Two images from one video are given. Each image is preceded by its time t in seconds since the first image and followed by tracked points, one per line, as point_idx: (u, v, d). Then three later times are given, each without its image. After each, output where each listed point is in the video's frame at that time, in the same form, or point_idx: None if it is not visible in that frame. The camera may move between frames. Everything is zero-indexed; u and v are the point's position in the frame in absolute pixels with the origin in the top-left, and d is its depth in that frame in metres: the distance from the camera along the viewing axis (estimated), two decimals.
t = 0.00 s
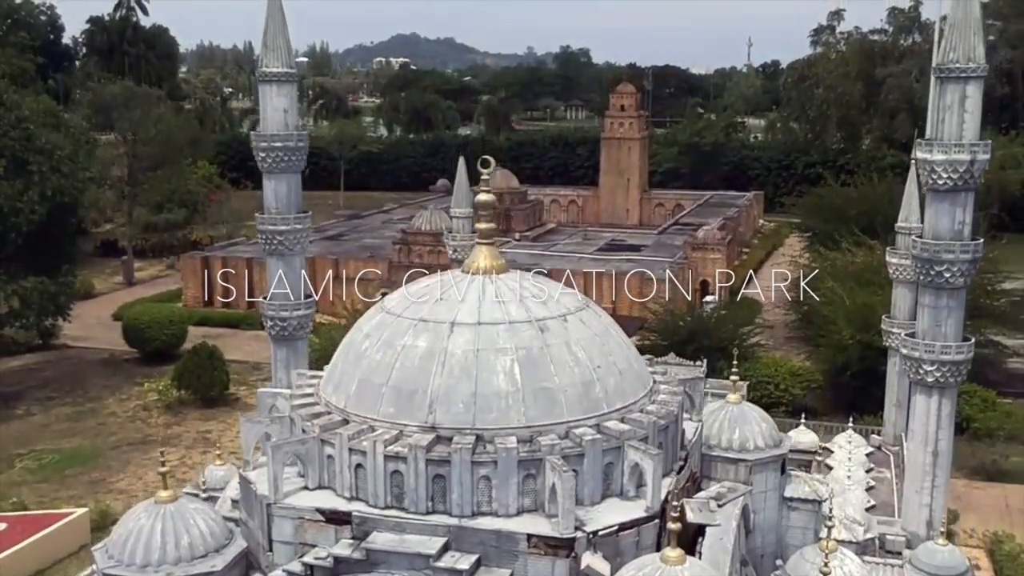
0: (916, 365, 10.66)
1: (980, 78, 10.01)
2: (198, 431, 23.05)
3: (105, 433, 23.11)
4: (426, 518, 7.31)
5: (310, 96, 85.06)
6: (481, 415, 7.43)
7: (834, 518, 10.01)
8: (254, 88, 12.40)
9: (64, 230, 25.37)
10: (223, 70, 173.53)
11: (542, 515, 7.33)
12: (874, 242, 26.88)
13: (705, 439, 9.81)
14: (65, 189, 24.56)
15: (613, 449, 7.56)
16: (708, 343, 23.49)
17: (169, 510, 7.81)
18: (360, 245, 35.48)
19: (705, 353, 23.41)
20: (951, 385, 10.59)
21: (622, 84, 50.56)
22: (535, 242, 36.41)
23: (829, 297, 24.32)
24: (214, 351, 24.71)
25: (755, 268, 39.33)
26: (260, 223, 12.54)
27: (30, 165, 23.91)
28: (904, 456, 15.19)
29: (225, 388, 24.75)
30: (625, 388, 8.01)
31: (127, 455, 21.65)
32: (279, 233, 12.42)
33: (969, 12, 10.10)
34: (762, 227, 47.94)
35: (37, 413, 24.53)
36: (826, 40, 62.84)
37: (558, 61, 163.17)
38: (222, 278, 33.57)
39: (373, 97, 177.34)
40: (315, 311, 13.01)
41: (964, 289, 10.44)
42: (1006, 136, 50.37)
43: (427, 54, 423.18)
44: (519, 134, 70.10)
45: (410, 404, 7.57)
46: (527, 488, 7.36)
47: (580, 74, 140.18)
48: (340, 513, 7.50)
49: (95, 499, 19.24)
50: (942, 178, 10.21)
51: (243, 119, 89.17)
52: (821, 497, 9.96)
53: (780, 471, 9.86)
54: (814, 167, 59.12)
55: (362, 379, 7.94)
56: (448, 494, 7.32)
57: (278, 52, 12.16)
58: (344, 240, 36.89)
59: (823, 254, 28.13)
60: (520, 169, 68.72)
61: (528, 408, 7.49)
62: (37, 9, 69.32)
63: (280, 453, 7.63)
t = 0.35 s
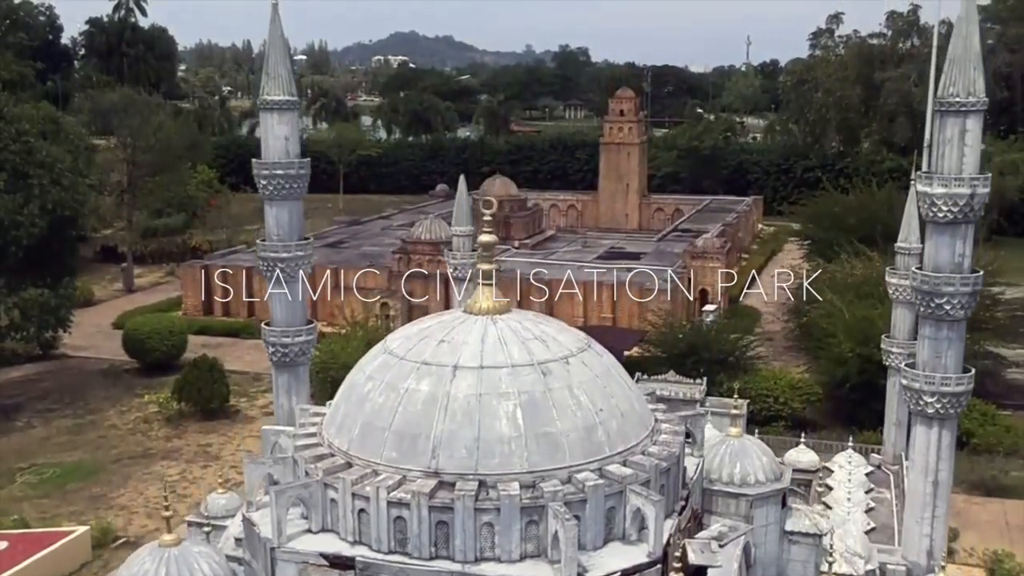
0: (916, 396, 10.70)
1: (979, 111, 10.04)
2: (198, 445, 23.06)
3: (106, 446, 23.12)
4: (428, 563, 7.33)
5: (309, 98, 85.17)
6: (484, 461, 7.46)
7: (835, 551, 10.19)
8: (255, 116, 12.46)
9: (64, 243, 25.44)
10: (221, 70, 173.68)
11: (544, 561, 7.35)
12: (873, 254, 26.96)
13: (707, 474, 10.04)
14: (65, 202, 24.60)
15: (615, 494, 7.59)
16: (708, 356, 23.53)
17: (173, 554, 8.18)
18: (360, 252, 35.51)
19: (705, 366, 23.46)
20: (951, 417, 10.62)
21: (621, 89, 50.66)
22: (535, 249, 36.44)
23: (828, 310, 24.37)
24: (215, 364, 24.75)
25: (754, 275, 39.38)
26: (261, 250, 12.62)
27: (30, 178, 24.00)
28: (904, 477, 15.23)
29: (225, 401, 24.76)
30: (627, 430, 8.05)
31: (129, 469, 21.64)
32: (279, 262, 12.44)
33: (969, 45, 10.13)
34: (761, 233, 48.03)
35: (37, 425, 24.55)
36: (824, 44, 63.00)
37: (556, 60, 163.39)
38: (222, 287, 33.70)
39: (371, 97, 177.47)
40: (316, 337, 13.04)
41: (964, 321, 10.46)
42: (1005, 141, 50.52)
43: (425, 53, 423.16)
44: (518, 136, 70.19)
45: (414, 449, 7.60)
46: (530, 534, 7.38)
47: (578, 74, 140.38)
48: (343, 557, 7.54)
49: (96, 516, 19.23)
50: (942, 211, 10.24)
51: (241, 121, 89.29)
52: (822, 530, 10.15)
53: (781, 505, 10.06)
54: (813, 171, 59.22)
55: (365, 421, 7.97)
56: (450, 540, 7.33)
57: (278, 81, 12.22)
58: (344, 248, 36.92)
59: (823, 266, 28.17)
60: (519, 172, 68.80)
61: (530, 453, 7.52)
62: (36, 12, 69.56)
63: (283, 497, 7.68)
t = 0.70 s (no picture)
0: (917, 427, 10.70)
1: (980, 145, 10.07)
2: (199, 459, 23.07)
3: (107, 460, 23.11)
4: None
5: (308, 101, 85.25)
6: (486, 505, 7.51)
7: None
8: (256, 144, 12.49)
9: (65, 257, 25.42)
10: (220, 70, 173.68)
11: None
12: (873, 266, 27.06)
13: (709, 507, 10.14)
14: (66, 216, 24.62)
15: (618, 537, 7.60)
16: (708, 369, 23.55)
17: None
18: (359, 261, 35.50)
19: (706, 380, 23.47)
20: (951, 447, 10.63)
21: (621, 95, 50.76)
22: (535, 258, 36.45)
23: (827, 322, 24.44)
24: (215, 378, 24.75)
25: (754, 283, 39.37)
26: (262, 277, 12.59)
27: (30, 192, 24.01)
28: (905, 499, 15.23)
29: (226, 414, 24.78)
30: (628, 472, 8.09)
31: (130, 484, 21.65)
32: (279, 288, 12.38)
33: (969, 79, 10.18)
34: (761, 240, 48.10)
35: (38, 439, 24.54)
36: (823, 49, 63.19)
37: (555, 60, 163.74)
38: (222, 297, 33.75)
39: (371, 98, 177.53)
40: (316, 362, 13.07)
41: (964, 352, 10.48)
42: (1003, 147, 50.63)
43: (424, 52, 423.23)
44: (518, 140, 70.23)
45: (417, 492, 7.66)
46: None
47: (577, 75, 140.43)
48: None
49: (98, 533, 19.25)
50: (943, 243, 10.25)
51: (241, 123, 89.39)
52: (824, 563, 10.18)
53: (782, 539, 10.12)
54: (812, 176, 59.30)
55: (368, 463, 8.03)
56: None
57: (280, 109, 12.26)
58: (343, 257, 36.94)
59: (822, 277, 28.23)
60: (519, 176, 68.84)
61: (533, 497, 7.57)
62: (35, 13, 69.67)
63: (286, 540, 7.73)
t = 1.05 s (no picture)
0: (914, 461, 10.73)
1: (976, 182, 10.12)
2: (198, 477, 23.08)
3: (107, 477, 23.10)
4: None
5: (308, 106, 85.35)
6: (484, 554, 7.67)
7: None
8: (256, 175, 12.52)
9: (65, 273, 25.44)
10: (220, 72, 173.74)
11: None
12: (870, 280, 27.16)
13: (708, 546, 11.12)
14: (66, 233, 24.64)
15: None
16: (707, 386, 23.61)
17: None
18: (359, 272, 35.53)
19: (705, 398, 23.51)
20: (948, 482, 10.68)
21: (620, 102, 50.86)
22: (534, 269, 36.47)
23: (826, 337, 24.51)
24: (215, 395, 24.76)
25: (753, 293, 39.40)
26: (263, 308, 12.57)
27: (30, 210, 24.05)
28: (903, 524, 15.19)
29: (226, 430, 24.79)
30: (626, 517, 8.26)
31: (129, 503, 21.65)
32: (281, 317, 12.43)
33: (965, 116, 10.24)
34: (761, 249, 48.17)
35: (38, 455, 24.51)
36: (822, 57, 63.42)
37: (555, 61, 164.13)
38: (222, 309, 33.80)
39: (370, 100, 177.48)
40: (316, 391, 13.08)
41: (961, 388, 10.51)
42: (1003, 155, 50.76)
43: (424, 54, 423.34)
44: (518, 147, 70.29)
45: (417, 539, 7.82)
46: None
47: (577, 78, 140.54)
48: None
49: (98, 554, 19.25)
50: (940, 280, 10.29)
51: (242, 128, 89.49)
52: None
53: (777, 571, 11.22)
54: (812, 183, 59.39)
55: (368, 510, 8.19)
56: None
57: (279, 140, 12.32)
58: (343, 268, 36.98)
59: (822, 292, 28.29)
60: (519, 182, 68.88)
61: (530, 545, 7.73)
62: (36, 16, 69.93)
63: None
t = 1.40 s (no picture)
0: (905, 511, 10.80)
1: (967, 237, 10.18)
2: (196, 502, 23.12)
3: (105, 502, 23.13)
4: None
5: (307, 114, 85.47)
6: None
7: None
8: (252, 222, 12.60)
9: (64, 297, 25.55)
10: (218, 76, 173.97)
11: None
12: (867, 301, 27.29)
13: None
14: (65, 257, 24.80)
15: None
16: (704, 410, 23.57)
17: None
18: (357, 289, 35.62)
19: (701, 422, 23.47)
20: (939, 532, 10.73)
21: (618, 115, 51.04)
22: (532, 285, 36.55)
23: (822, 360, 24.62)
24: (212, 418, 24.79)
25: (750, 308, 39.46)
26: (259, 353, 12.65)
27: (28, 234, 24.20)
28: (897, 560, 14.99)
29: (223, 453, 24.83)
30: None
31: (127, 529, 21.69)
32: (276, 362, 12.50)
33: (956, 171, 10.31)
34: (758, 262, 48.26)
35: (36, 478, 24.54)
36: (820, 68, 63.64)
37: (553, 67, 164.59)
38: (220, 327, 33.87)
39: (369, 104, 177.69)
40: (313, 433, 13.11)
41: (952, 439, 10.57)
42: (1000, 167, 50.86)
43: (423, 56, 423.75)
44: (516, 156, 70.42)
45: None
46: None
47: (575, 84, 140.78)
48: None
49: None
50: (931, 332, 10.35)
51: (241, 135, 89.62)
52: None
53: None
54: (810, 193, 59.49)
55: None
56: None
57: (274, 187, 12.35)
58: (342, 283, 37.08)
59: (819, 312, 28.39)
60: (518, 192, 69.01)
61: None
62: (36, 24, 70.22)
63: None
